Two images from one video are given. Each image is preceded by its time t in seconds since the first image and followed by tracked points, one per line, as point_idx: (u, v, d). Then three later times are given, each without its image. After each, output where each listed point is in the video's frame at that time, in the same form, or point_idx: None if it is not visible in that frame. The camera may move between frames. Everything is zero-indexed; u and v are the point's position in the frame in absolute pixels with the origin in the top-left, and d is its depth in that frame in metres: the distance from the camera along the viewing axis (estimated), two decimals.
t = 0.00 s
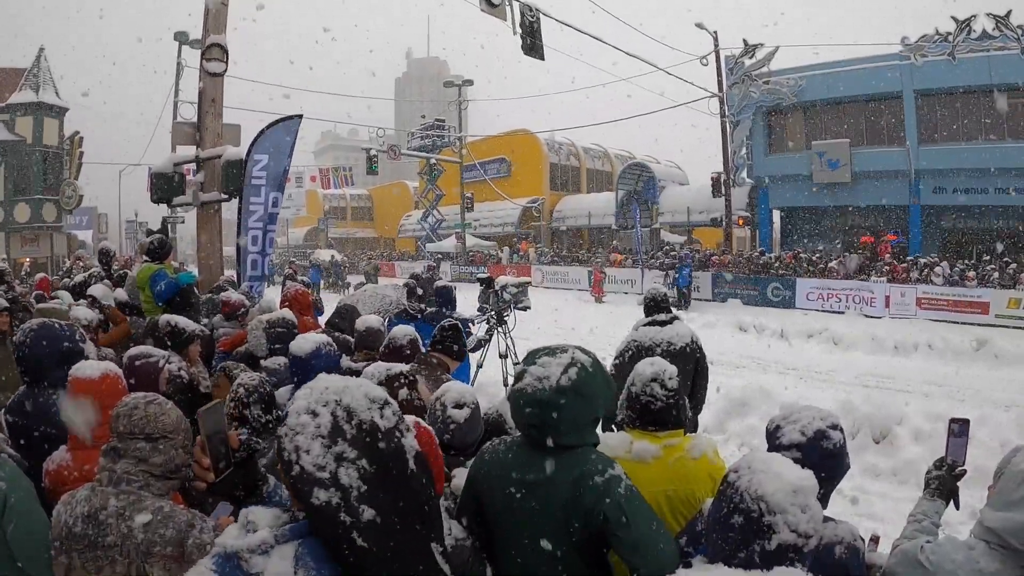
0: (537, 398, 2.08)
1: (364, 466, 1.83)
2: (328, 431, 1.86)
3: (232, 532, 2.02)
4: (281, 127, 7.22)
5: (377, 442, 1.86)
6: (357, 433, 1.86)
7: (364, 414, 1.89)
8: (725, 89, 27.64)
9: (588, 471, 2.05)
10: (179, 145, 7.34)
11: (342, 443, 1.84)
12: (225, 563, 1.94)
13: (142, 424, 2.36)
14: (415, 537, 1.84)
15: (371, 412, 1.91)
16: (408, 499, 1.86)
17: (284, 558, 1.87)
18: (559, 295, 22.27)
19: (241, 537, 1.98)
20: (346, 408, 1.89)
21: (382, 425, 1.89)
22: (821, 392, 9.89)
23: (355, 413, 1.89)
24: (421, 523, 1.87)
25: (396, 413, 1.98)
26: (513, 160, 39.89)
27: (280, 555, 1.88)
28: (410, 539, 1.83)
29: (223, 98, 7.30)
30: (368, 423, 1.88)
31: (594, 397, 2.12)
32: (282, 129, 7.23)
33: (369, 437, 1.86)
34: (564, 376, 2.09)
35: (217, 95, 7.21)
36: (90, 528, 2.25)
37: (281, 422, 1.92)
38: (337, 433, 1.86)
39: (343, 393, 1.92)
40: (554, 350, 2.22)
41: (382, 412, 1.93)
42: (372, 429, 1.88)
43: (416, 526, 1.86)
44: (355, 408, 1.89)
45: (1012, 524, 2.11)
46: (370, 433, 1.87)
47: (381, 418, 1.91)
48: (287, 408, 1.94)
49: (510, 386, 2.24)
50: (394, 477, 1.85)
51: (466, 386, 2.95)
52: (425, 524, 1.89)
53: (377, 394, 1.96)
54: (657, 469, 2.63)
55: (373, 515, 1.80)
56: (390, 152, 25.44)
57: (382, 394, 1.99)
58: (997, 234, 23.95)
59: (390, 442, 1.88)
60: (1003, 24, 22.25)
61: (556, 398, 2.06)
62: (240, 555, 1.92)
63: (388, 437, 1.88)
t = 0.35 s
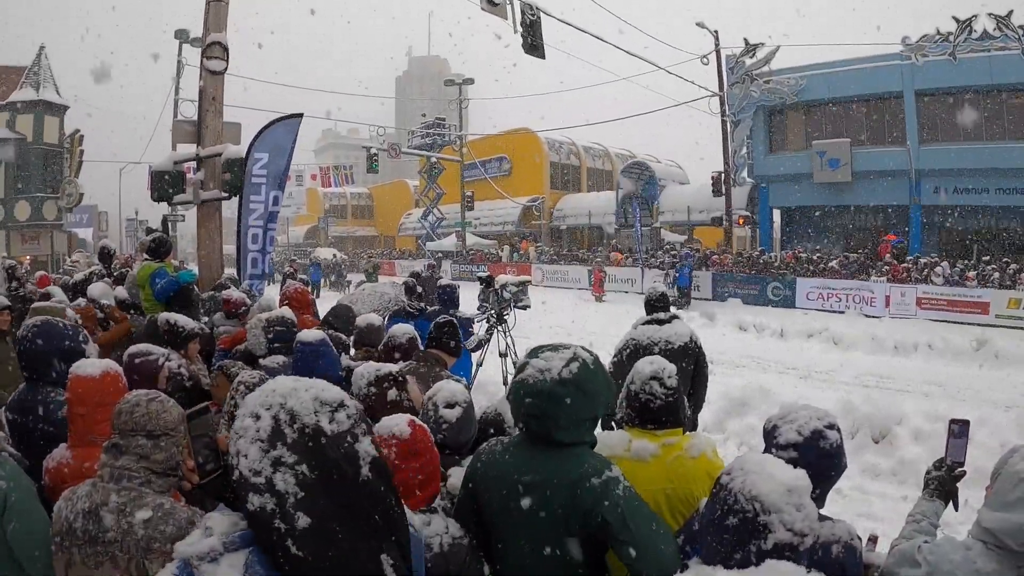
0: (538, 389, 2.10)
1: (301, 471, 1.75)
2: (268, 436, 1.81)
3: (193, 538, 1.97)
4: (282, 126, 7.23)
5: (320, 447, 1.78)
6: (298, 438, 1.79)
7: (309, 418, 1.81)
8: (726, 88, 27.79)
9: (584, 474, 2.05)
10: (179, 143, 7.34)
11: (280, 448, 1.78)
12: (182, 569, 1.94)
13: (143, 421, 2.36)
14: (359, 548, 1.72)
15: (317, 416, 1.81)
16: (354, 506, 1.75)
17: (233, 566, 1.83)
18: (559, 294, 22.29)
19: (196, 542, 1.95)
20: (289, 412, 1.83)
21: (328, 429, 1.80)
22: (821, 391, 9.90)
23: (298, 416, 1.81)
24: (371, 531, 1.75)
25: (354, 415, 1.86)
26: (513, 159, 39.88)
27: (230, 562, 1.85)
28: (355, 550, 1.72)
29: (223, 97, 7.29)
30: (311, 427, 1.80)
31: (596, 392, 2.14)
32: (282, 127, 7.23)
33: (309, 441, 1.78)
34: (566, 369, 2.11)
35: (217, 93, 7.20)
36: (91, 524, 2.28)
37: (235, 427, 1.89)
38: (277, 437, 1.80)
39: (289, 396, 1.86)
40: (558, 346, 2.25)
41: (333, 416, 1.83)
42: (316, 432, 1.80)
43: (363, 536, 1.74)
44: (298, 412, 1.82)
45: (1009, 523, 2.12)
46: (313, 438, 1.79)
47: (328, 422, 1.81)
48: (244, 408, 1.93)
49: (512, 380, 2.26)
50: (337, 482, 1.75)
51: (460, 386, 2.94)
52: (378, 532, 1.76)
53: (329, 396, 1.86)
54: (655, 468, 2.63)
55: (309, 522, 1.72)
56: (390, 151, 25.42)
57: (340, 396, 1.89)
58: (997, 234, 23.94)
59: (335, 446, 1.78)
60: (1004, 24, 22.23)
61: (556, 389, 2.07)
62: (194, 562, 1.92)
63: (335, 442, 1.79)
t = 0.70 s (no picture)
0: (545, 374, 2.16)
1: (195, 488, 1.79)
2: (180, 445, 1.85)
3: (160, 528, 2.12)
4: (281, 125, 7.23)
5: (218, 469, 1.78)
6: (201, 455, 1.80)
7: (216, 435, 1.80)
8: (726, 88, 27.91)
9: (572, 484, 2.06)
10: (178, 142, 7.34)
11: (184, 462, 1.83)
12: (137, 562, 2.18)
13: (142, 417, 2.40)
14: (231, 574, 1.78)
15: (226, 435, 1.80)
16: (234, 536, 1.78)
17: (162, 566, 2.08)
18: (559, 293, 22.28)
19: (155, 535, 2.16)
20: (200, 427, 1.83)
21: (232, 451, 1.78)
22: (820, 391, 9.90)
23: (207, 433, 1.81)
24: (250, 561, 1.79)
25: (268, 439, 1.81)
26: (513, 158, 39.86)
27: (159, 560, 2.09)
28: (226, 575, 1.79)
29: (223, 96, 7.30)
30: (216, 445, 1.80)
31: (599, 389, 2.19)
32: (282, 126, 7.23)
33: (209, 461, 1.79)
34: (574, 360, 2.19)
35: (217, 92, 7.21)
36: (89, 519, 2.33)
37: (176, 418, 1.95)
38: (185, 450, 1.84)
39: (211, 406, 1.85)
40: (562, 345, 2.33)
41: (246, 437, 1.80)
42: (218, 452, 1.79)
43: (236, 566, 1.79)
44: (207, 428, 1.82)
45: (1003, 524, 2.13)
46: (214, 458, 1.79)
47: (235, 443, 1.79)
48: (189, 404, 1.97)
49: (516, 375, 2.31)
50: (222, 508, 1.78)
51: (454, 385, 2.94)
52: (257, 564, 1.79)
53: (249, 415, 1.82)
54: (652, 467, 2.64)
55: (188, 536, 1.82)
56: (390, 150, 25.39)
57: (263, 414, 1.84)
58: (997, 234, 23.96)
59: (235, 470, 1.77)
60: (1004, 24, 22.24)
61: (562, 375, 2.14)
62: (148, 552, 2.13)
63: (236, 467, 1.77)
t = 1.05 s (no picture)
0: (543, 372, 2.18)
1: (157, 489, 1.73)
2: (147, 445, 1.79)
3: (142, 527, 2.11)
4: (280, 123, 7.23)
5: (178, 471, 1.71)
6: (164, 456, 1.74)
7: (179, 436, 1.73)
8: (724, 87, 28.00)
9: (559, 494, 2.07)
10: (177, 141, 7.34)
11: (149, 462, 1.77)
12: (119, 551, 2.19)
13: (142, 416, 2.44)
14: None
15: (189, 436, 1.72)
16: (189, 541, 1.71)
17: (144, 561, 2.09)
18: (557, 292, 22.31)
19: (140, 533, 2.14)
20: (164, 426, 1.76)
21: (193, 453, 1.70)
22: (817, 391, 9.93)
23: (171, 433, 1.74)
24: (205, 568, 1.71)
25: (230, 442, 1.72)
26: (511, 157, 39.87)
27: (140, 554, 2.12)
28: None
29: (222, 95, 7.31)
30: (179, 446, 1.72)
31: (597, 389, 2.19)
32: (280, 125, 7.21)
33: (171, 461, 1.72)
34: (574, 359, 2.21)
35: (215, 91, 7.22)
36: (87, 514, 2.48)
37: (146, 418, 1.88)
38: (151, 450, 1.77)
39: (178, 406, 1.78)
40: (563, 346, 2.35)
41: (208, 438, 1.72)
42: (180, 453, 1.72)
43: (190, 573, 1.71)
44: (171, 429, 1.75)
45: (996, 524, 2.14)
46: (175, 458, 1.72)
47: (196, 445, 1.71)
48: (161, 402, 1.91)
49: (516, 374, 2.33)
50: (178, 512, 1.71)
51: (449, 384, 2.96)
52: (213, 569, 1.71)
53: (213, 416, 1.74)
54: (649, 466, 2.66)
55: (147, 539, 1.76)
56: (389, 149, 25.41)
57: (228, 417, 1.75)
58: (995, 234, 24.00)
59: (194, 473, 1.69)
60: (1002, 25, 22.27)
61: (560, 372, 2.15)
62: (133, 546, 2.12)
63: (196, 469, 1.70)
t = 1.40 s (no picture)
0: (540, 371, 2.20)
1: (152, 491, 1.73)
2: (142, 446, 1.80)
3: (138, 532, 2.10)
4: (277, 122, 7.21)
5: (171, 473, 1.71)
6: (158, 458, 1.74)
7: (172, 439, 1.73)
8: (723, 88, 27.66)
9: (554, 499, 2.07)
10: (174, 140, 7.33)
11: (144, 464, 1.77)
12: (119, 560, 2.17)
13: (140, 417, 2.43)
14: None
15: (181, 439, 1.73)
16: (180, 544, 1.71)
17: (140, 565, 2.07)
18: (554, 292, 22.30)
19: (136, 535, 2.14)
20: (158, 429, 1.77)
21: (185, 456, 1.71)
22: (814, 390, 9.96)
23: (165, 436, 1.75)
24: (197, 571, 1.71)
25: (222, 445, 1.73)
26: (509, 157, 39.86)
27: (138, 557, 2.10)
28: None
29: (219, 94, 7.30)
30: (172, 448, 1.72)
31: (592, 390, 2.20)
32: (277, 124, 7.19)
33: (164, 465, 1.72)
34: (570, 360, 2.23)
35: (213, 90, 7.22)
36: (87, 514, 2.47)
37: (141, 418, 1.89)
38: (145, 451, 1.78)
39: (172, 409, 1.79)
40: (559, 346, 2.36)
41: (200, 442, 1.72)
42: (173, 456, 1.72)
43: None
44: (165, 431, 1.75)
45: (990, 523, 2.15)
46: (168, 461, 1.72)
47: (189, 448, 1.71)
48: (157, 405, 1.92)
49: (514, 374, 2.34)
50: (170, 515, 1.71)
51: (446, 383, 3.03)
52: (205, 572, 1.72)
53: (205, 419, 1.75)
54: (645, 465, 2.67)
55: (141, 542, 1.76)
56: (387, 148, 25.37)
57: (220, 420, 1.76)
58: (991, 234, 24.07)
59: (187, 476, 1.70)
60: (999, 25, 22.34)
61: (557, 371, 2.18)
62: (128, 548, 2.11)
63: (188, 472, 1.70)
